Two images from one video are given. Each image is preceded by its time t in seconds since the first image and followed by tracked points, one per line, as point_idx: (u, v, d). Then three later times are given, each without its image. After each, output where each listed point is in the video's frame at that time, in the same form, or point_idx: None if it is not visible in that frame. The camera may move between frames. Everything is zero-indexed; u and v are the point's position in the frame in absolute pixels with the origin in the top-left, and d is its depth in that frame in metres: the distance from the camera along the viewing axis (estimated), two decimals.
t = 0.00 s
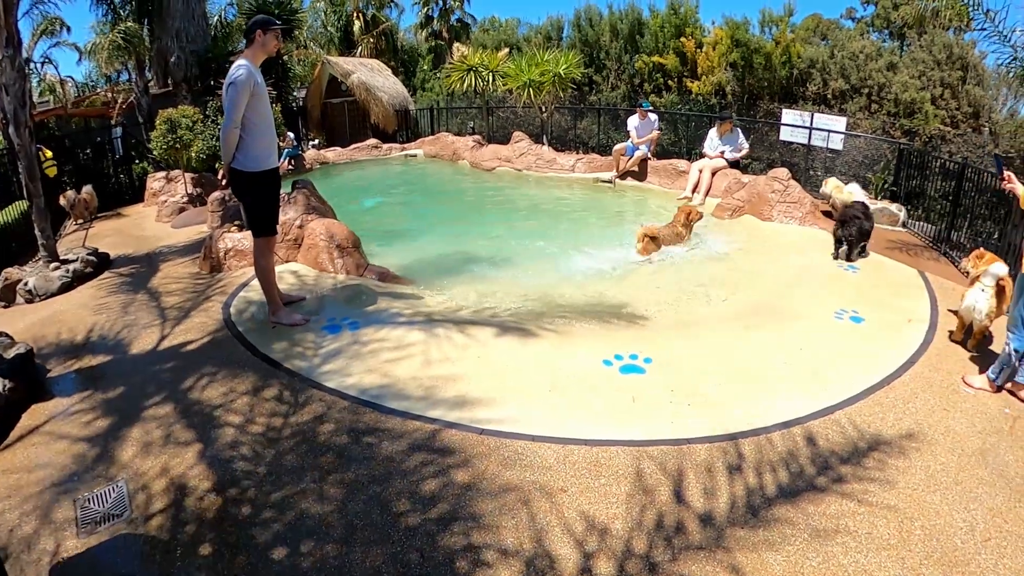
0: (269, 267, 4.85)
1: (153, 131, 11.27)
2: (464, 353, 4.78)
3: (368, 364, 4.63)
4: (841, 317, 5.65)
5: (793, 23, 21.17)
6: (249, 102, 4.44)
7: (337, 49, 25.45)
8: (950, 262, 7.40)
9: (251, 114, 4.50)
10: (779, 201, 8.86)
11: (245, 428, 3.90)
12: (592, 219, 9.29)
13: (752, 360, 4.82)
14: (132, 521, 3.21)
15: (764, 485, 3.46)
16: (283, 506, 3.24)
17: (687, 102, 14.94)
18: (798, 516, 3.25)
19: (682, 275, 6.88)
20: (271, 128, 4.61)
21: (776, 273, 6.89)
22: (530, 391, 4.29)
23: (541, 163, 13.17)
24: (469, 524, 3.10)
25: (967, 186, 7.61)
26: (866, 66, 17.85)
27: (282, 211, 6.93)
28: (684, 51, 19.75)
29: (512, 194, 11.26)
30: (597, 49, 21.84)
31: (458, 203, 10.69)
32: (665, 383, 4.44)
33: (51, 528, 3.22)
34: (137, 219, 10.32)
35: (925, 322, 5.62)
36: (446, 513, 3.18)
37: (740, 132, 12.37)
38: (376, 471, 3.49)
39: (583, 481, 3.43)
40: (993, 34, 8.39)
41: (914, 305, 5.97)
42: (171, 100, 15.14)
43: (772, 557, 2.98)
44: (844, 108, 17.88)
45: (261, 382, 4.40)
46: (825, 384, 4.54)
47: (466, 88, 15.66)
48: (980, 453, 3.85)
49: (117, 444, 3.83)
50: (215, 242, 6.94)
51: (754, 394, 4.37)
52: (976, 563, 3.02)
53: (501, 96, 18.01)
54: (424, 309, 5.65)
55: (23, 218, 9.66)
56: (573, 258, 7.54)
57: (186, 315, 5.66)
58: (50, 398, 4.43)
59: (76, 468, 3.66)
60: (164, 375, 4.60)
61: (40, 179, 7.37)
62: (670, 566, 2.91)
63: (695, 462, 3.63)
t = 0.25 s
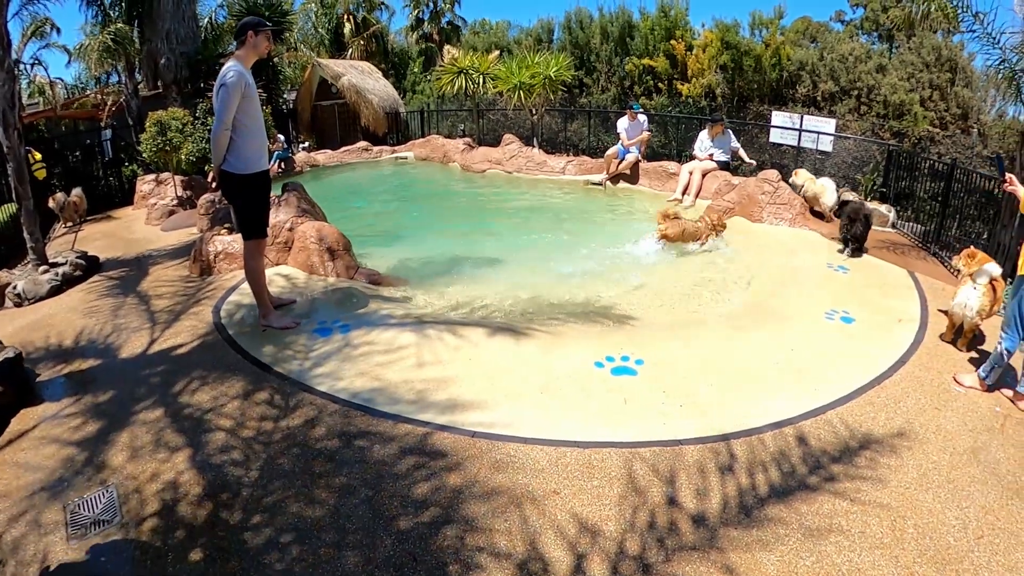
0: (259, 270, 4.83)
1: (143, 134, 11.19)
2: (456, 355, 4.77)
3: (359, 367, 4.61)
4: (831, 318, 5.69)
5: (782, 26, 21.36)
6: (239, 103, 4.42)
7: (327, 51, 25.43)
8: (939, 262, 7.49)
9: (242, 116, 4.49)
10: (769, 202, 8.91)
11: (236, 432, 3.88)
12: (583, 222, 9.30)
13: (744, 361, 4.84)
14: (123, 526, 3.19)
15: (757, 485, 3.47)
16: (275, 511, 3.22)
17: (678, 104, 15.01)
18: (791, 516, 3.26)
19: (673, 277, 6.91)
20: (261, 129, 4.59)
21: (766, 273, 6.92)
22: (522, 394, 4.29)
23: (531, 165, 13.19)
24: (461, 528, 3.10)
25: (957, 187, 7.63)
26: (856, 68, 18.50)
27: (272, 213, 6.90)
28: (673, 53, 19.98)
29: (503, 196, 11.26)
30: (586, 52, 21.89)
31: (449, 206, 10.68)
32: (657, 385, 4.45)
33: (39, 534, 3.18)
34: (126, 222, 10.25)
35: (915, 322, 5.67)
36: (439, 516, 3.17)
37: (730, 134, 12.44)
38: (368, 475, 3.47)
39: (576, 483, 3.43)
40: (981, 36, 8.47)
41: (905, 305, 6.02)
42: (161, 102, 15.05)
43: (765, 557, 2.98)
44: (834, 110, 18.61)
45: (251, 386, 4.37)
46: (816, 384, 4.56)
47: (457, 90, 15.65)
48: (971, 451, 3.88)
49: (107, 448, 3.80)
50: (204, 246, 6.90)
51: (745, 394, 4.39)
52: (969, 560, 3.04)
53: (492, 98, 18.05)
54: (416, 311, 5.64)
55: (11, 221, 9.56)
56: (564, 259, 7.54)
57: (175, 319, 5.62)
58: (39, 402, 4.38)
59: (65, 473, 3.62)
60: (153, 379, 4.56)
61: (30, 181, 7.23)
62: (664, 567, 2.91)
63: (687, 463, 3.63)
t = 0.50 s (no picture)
0: (250, 273, 4.80)
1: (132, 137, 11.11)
2: (448, 358, 4.76)
3: (351, 371, 4.60)
4: (823, 319, 5.71)
5: (772, 29, 21.52)
6: (231, 105, 4.40)
7: (318, 54, 25.42)
8: (930, 262, 7.55)
9: (234, 118, 4.47)
10: (760, 204, 8.95)
11: (227, 438, 3.85)
12: (574, 225, 9.30)
13: (736, 363, 4.85)
14: (114, 532, 3.16)
15: (751, 485, 3.48)
16: (268, 516, 3.20)
17: (668, 108, 15.07)
18: (786, 515, 3.26)
19: (664, 279, 6.92)
20: (253, 132, 4.57)
21: (758, 275, 6.95)
22: (515, 397, 4.27)
23: (522, 168, 13.20)
24: (455, 531, 3.08)
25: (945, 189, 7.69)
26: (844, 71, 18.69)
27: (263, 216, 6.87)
28: (664, 57, 20.12)
29: (494, 200, 11.26)
30: (577, 55, 21.95)
31: (440, 209, 10.67)
32: (650, 387, 4.45)
33: (28, 540, 3.14)
34: (115, 226, 10.17)
35: (907, 322, 5.70)
36: (433, 520, 3.15)
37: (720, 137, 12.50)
38: (361, 479, 3.46)
39: (570, 486, 3.43)
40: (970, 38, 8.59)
41: (896, 305, 6.05)
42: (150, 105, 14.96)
43: (761, 557, 2.98)
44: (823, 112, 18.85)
45: (242, 391, 4.34)
46: (808, 385, 4.58)
47: (447, 93, 15.65)
48: (965, 450, 3.90)
49: (97, 454, 3.76)
50: (194, 249, 6.86)
51: (738, 396, 4.39)
52: (965, 557, 3.06)
53: (482, 102, 18.07)
54: (407, 314, 5.62)
55: None
56: (556, 262, 7.55)
57: (165, 323, 5.58)
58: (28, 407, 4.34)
59: (55, 479, 3.59)
60: (143, 384, 4.53)
61: (19, 184, 7.15)
62: (659, 568, 2.90)
63: (681, 464, 3.63)
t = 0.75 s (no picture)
0: (241, 279, 4.80)
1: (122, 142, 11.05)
2: (439, 363, 4.77)
3: (342, 375, 4.60)
4: (812, 320, 5.76)
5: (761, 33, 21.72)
6: (223, 110, 4.40)
7: (308, 58, 25.43)
8: (919, 263, 7.63)
9: (225, 123, 4.47)
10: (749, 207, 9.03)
11: (218, 444, 3.85)
12: (564, 229, 9.32)
13: (726, 365, 4.88)
14: (106, 540, 3.15)
15: (741, 486, 3.51)
16: (260, 522, 3.20)
17: (657, 111, 15.17)
18: (777, 515, 3.29)
19: (653, 282, 6.96)
20: (243, 137, 4.57)
21: (747, 278, 7.00)
22: (505, 401, 4.29)
23: (512, 173, 13.23)
24: (448, 535, 3.10)
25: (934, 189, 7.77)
26: (832, 75, 18.64)
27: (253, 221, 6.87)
28: (653, 61, 20.28)
29: (484, 204, 11.29)
30: (566, 59, 22.01)
31: (430, 213, 10.68)
32: (640, 389, 4.47)
33: (18, 549, 3.13)
34: (104, 232, 10.12)
35: (896, 323, 5.76)
36: (425, 525, 3.16)
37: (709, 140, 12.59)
38: (353, 485, 3.46)
39: (562, 489, 3.44)
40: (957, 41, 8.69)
41: (885, 306, 6.11)
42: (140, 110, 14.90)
43: (753, 558, 3.01)
44: (812, 115, 18.88)
45: (234, 397, 4.34)
46: (797, 386, 4.61)
47: (437, 98, 15.67)
48: (954, 448, 3.95)
49: (88, 461, 3.74)
50: (184, 255, 6.85)
51: (728, 398, 4.42)
52: (957, 555, 3.10)
53: (472, 106, 18.11)
54: (398, 319, 5.63)
55: None
56: (547, 266, 7.58)
57: (155, 329, 5.57)
58: (18, 414, 4.31)
59: (45, 487, 3.56)
60: (134, 390, 4.51)
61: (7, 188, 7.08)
62: (652, 570, 2.92)
63: (672, 466, 3.65)
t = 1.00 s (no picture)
0: (231, 285, 4.81)
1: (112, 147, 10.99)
2: (430, 366, 4.79)
3: (332, 379, 4.61)
4: (800, 321, 5.82)
5: (748, 36, 21.91)
6: (213, 116, 4.41)
7: (297, 62, 25.43)
8: (908, 263, 7.70)
9: (215, 129, 4.48)
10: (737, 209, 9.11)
11: (209, 449, 3.86)
12: (554, 232, 9.35)
13: (715, 366, 4.92)
14: (98, 546, 3.15)
15: (728, 485, 3.55)
16: (252, 527, 3.22)
17: (646, 114, 15.27)
18: (763, 514, 3.33)
19: (643, 284, 7.00)
20: (234, 143, 4.58)
21: (735, 279, 7.05)
22: (495, 404, 4.31)
23: (501, 176, 13.27)
24: (439, 538, 3.12)
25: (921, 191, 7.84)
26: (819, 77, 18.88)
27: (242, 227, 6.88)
28: (641, 65, 20.40)
29: (474, 207, 11.32)
30: (556, 63, 22.25)
31: (420, 217, 10.71)
32: (629, 391, 4.51)
33: (10, 556, 3.13)
34: (94, 237, 10.08)
35: (883, 323, 5.82)
36: (416, 528, 3.18)
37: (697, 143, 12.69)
38: (344, 488, 3.48)
39: (551, 491, 3.47)
40: (944, 43, 8.78)
41: (872, 307, 6.18)
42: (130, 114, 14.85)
43: (741, 557, 3.04)
44: (799, 117, 19.06)
45: (225, 402, 4.35)
46: (785, 386, 4.66)
47: (427, 102, 15.68)
48: (941, 447, 4.00)
49: (79, 468, 3.74)
50: (174, 261, 6.85)
51: (716, 399, 4.46)
52: (943, 553, 3.14)
53: (462, 110, 18.16)
54: (388, 323, 5.65)
55: None
56: (537, 269, 7.61)
57: (146, 335, 5.57)
58: (8, 420, 4.29)
59: (36, 493, 3.56)
60: (125, 396, 4.51)
61: None
62: (640, 570, 2.95)
63: (661, 467, 3.69)
